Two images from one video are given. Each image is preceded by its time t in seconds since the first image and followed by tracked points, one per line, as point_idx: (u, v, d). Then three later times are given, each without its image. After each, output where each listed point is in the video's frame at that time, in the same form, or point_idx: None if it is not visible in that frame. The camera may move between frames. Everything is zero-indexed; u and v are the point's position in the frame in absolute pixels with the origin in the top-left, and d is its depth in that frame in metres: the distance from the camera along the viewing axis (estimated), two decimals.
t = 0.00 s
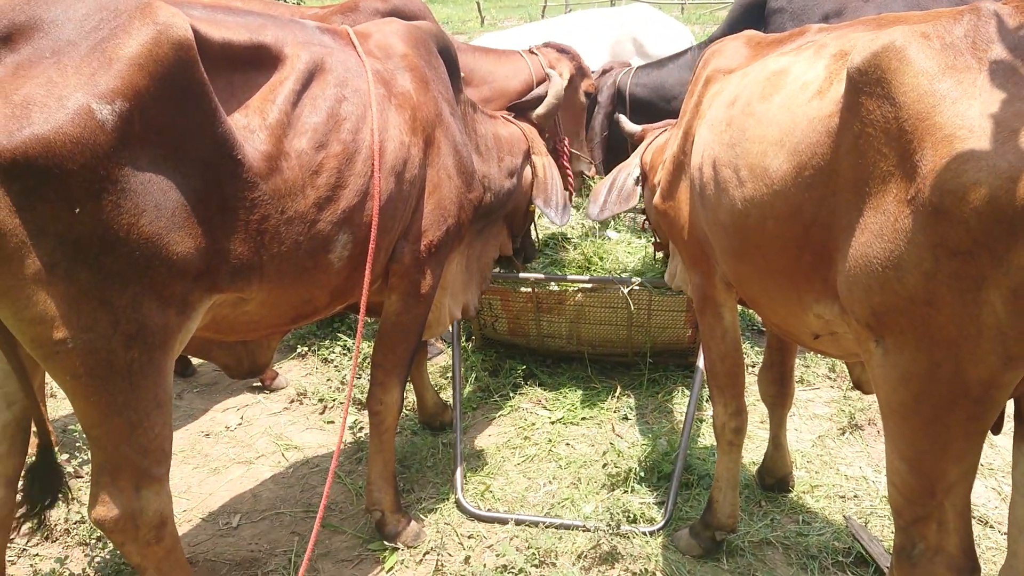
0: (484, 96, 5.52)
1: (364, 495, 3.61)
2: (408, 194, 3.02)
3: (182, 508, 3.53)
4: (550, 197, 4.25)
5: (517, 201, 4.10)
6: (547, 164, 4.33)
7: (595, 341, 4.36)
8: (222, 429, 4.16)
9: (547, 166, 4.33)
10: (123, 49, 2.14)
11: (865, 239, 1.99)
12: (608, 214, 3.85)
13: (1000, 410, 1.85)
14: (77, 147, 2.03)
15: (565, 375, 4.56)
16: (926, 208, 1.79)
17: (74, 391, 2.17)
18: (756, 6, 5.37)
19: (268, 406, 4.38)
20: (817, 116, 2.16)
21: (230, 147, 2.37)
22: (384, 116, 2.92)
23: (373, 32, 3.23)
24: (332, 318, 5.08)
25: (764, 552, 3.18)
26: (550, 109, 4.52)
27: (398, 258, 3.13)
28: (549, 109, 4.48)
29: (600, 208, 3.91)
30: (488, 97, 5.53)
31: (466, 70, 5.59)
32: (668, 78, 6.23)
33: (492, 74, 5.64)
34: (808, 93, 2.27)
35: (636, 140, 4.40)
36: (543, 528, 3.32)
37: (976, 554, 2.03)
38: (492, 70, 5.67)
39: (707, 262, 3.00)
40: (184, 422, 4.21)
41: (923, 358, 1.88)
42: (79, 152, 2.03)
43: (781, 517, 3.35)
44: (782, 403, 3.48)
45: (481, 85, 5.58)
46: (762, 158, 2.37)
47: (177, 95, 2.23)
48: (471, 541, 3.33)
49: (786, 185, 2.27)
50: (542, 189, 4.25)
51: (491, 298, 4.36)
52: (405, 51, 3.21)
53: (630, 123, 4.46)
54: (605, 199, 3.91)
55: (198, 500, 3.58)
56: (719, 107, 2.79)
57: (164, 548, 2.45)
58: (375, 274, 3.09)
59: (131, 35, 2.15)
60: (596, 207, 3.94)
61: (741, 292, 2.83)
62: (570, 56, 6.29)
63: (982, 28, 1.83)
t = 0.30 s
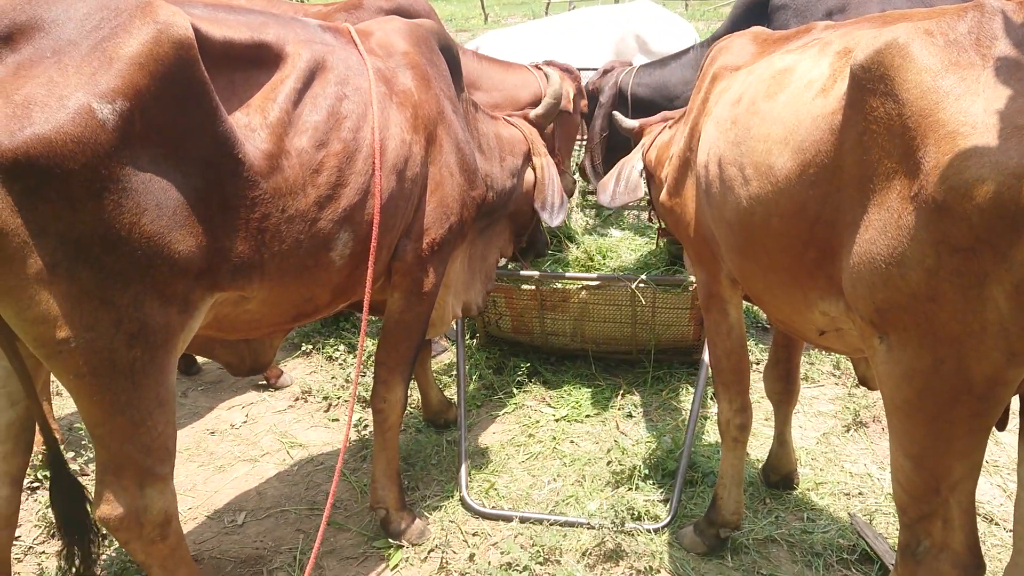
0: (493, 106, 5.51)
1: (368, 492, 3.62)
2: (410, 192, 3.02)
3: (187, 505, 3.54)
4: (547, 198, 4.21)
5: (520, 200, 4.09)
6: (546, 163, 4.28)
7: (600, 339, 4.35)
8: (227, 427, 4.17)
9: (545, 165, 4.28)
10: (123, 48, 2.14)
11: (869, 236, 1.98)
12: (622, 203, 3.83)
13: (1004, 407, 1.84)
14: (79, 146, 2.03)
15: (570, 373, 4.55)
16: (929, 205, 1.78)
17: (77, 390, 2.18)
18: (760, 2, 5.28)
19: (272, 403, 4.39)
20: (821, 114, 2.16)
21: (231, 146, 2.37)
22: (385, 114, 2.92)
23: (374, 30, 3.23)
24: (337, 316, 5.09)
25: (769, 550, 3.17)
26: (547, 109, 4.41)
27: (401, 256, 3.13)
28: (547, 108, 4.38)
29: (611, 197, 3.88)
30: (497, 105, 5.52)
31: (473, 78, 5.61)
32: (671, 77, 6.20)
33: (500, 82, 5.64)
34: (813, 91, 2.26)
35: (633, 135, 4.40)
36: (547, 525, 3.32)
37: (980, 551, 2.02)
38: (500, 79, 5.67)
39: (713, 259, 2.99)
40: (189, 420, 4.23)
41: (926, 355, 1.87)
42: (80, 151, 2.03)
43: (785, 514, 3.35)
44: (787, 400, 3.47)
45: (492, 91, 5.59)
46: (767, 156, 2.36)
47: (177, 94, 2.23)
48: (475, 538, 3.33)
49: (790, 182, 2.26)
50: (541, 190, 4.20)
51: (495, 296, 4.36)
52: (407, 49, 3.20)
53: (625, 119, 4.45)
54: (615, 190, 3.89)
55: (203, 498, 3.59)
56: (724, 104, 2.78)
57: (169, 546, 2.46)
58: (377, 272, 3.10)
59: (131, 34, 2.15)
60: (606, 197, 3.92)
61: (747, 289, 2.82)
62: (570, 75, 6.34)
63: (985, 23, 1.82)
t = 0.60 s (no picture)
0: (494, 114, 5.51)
1: (371, 490, 3.62)
2: (411, 191, 3.02)
3: (190, 504, 3.54)
4: (544, 198, 4.17)
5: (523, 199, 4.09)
6: (546, 165, 4.23)
7: (603, 337, 4.35)
8: (230, 425, 4.17)
9: (545, 167, 4.23)
10: (123, 48, 2.14)
11: (870, 232, 1.97)
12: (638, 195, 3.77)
13: (1005, 403, 1.84)
14: (79, 146, 2.03)
15: (573, 371, 4.55)
16: (929, 201, 1.77)
17: (80, 389, 2.19)
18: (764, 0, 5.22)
19: (276, 402, 4.40)
20: (823, 110, 2.15)
21: (231, 145, 2.37)
22: (385, 112, 2.92)
23: (375, 29, 3.23)
24: (340, 314, 5.09)
25: (772, 548, 3.17)
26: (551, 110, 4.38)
27: (402, 255, 3.14)
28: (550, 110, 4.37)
29: (624, 189, 3.82)
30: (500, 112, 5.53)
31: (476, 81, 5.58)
32: (675, 77, 6.17)
33: (501, 89, 5.65)
34: (814, 88, 2.26)
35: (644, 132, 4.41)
36: (550, 523, 3.32)
37: (983, 548, 2.01)
38: (502, 86, 5.68)
39: (716, 256, 2.98)
40: (193, 419, 4.23)
41: (927, 351, 1.86)
42: (80, 151, 2.04)
43: (789, 512, 3.34)
44: (791, 398, 3.46)
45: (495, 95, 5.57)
46: (769, 153, 2.36)
47: (177, 93, 2.23)
48: (479, 537, 3.33)
49: (792, 178, 2.25)
50: (538, 191, 4.16)
51: (498, 295, 4.36)
52: (407, 47, 3.20)
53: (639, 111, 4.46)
54: (627, 182, 3.83)
55: (206, 497, 3.60)
56: (728, 102, 2.77)
57: (172, 545, 2.47)
58: (379, 270, 3.10)
59: (131, 33, 2.16)
60: (618, 188, 3.85)
61: (750, 286, 2.81)
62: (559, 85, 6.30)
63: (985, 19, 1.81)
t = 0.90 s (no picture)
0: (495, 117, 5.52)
1: (373, 489, 3.62)
2: (414, 190, 3.02)
3: (193, 503, 3.55)
4: (545, 191, 4.12)
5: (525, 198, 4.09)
6: (545, 159, 4.17)
7: (605, 335, 4.35)
8: (233, 424, 4.18)
9: (544, 160, 4.17)
10: (125, 47, 2.14)
11: (870, 227, 1.97)
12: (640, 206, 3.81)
13: (1007, 399, 1.83)
14: (81, 145, 2.04)
15: (575, 370, 4.55)
16: (929, 196, 1.76)
17: (82, 388, 2.19)
18: None
19: (278, 401, 4.40)
20: (825, 106, 2.14)
21: (234, 144, 2.37)
22: (388, 112, 2.92)
23: (377, 27, 3.23)
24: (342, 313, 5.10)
25: (775, 546, 3.16)
26: (546, 106, 4.36)
27: (406, 253, 3.14)
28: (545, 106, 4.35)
29: (626, 200, 3.86)
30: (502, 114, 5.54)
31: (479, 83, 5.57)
32: (682, 76, 6.13)
33: (504, 91, 5.65)
34: (816, 84, 2.25)
35: (643, 134, 4.41)
36: (552, 522, 3.32)
37: (985, 545, 2.00)
38: (505, 88, 5.68)
39: (720, 252, 2.98)
40: (196, 418, 4.24)
41: (929, 347, 1.86)
42: (81, 150, 2.04)
43: (792, 510, 3.34)
44: (795, 396, 3.46)
45: (498, 97, 5.56)
46: (771, 149, 2.35)
47: (179, 92, 2.23)
48: (481, 535, 3.33)
49: (794, 174, 2.25)
50: (539, 184, 4.09)
51: (500, 293, 4.35)
52: (410, 46, 3.20)
53: (638, 115, 4.44)
54: (629, 191, 3.86)
55: (209, 496, 3.60)
56: (731, 98, 2.76)
57: (175, 544, 2.47)
58: (382, 269, 3.10)
59: (133, 33, 2.16)
60: (620, 198, 3.88)
61: (753, 283, 2.81)
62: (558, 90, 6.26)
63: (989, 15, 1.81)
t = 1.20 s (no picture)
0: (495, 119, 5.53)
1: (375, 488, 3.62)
2: (417, 188, 3.02)
3: (194, 502, 3.55)
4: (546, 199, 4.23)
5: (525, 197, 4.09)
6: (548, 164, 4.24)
7: (606, 334, 4.35)
8: (234, 424, 4.18)
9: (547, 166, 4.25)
10: (131, 46, 2.14)
11: (872, 226, 1.97)
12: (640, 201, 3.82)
13: (1011, 397, 1.83)
14: (89, 143, 2.04)
15: (576, 369, 4.55)
16: (933, 194, 1.77)
17: (88, 387, 2.19)
18: None
19: (279, 401, 4.40)
20: (826, 104, 2.15)
21: (239, 142, 2.37)
22: (391, 110, 2.92)
23: (379, 27, 3.23)
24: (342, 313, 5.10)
25: (776, 545, 3.17)
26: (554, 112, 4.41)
27: (408, 252, 3.14)
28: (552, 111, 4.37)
29: (627, 196, 3.87)
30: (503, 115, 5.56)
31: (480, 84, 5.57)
32: (685, 77, 6.12)
33: (506, 92, 5.65)
34: (818, 82, 2.25)
35: (647, 131, 4.40)
36: (554, 521, 3.32)
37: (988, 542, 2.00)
38: (506, 89, 5.69)
39: (721, 251, 2.98)
40: (197, 417, 4.24)
41: (932, 345, 1.86)
42: (88, 149, 2.04)
43: (793, 510, 3.34)
44: (797, 395, 3.46)
45: (499, 98, 5.57)
46: (772, 148, 2.36)
47: (185, 90, 2.23)
48: (483, 534, 3.33)
49: (796, 173, 2.25)
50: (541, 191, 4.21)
51: (501, 293, 4.35)
52: (411, 45, 3.21)
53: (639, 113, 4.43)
54: (630, 187, 3.87)
55: (210, 495, 3.60)
56: (732, 97, 2.77)
57: (177, 542, 2.47)
58: (384, 267, 3.10)
59: (140, 31, 2.16)
60: (622, 194, 3.90)
61: (754, 282, 2.81)
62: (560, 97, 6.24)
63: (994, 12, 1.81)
